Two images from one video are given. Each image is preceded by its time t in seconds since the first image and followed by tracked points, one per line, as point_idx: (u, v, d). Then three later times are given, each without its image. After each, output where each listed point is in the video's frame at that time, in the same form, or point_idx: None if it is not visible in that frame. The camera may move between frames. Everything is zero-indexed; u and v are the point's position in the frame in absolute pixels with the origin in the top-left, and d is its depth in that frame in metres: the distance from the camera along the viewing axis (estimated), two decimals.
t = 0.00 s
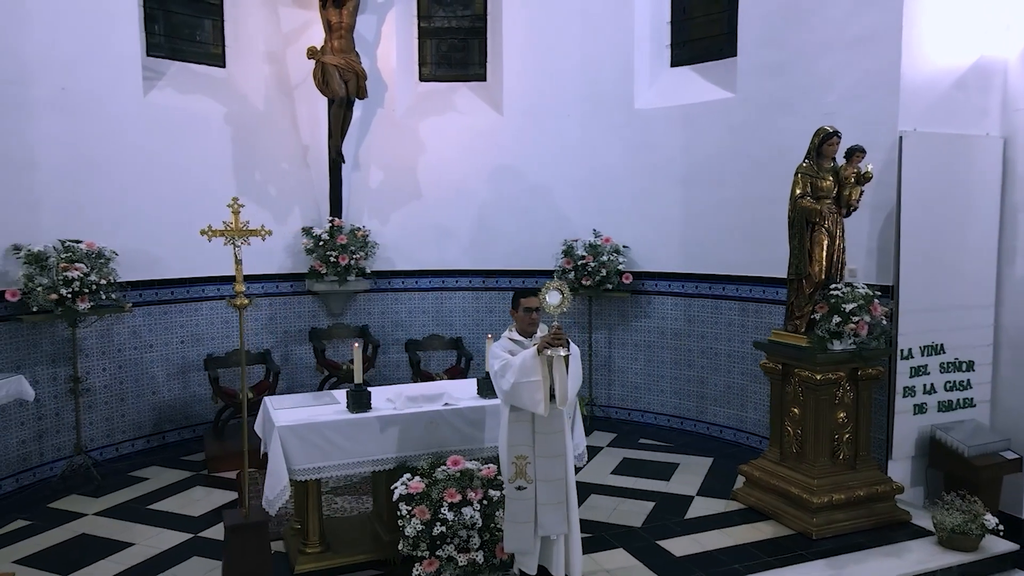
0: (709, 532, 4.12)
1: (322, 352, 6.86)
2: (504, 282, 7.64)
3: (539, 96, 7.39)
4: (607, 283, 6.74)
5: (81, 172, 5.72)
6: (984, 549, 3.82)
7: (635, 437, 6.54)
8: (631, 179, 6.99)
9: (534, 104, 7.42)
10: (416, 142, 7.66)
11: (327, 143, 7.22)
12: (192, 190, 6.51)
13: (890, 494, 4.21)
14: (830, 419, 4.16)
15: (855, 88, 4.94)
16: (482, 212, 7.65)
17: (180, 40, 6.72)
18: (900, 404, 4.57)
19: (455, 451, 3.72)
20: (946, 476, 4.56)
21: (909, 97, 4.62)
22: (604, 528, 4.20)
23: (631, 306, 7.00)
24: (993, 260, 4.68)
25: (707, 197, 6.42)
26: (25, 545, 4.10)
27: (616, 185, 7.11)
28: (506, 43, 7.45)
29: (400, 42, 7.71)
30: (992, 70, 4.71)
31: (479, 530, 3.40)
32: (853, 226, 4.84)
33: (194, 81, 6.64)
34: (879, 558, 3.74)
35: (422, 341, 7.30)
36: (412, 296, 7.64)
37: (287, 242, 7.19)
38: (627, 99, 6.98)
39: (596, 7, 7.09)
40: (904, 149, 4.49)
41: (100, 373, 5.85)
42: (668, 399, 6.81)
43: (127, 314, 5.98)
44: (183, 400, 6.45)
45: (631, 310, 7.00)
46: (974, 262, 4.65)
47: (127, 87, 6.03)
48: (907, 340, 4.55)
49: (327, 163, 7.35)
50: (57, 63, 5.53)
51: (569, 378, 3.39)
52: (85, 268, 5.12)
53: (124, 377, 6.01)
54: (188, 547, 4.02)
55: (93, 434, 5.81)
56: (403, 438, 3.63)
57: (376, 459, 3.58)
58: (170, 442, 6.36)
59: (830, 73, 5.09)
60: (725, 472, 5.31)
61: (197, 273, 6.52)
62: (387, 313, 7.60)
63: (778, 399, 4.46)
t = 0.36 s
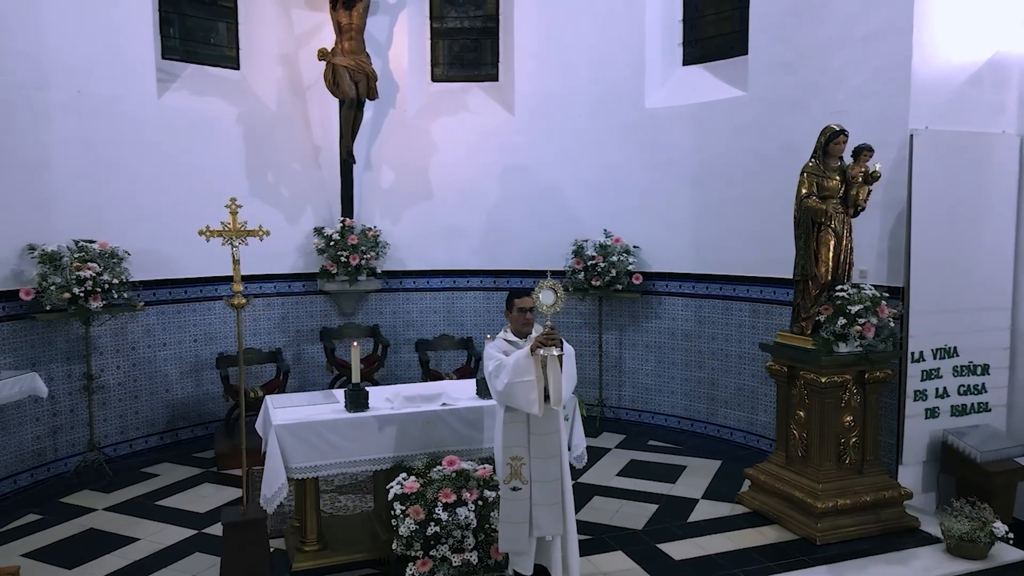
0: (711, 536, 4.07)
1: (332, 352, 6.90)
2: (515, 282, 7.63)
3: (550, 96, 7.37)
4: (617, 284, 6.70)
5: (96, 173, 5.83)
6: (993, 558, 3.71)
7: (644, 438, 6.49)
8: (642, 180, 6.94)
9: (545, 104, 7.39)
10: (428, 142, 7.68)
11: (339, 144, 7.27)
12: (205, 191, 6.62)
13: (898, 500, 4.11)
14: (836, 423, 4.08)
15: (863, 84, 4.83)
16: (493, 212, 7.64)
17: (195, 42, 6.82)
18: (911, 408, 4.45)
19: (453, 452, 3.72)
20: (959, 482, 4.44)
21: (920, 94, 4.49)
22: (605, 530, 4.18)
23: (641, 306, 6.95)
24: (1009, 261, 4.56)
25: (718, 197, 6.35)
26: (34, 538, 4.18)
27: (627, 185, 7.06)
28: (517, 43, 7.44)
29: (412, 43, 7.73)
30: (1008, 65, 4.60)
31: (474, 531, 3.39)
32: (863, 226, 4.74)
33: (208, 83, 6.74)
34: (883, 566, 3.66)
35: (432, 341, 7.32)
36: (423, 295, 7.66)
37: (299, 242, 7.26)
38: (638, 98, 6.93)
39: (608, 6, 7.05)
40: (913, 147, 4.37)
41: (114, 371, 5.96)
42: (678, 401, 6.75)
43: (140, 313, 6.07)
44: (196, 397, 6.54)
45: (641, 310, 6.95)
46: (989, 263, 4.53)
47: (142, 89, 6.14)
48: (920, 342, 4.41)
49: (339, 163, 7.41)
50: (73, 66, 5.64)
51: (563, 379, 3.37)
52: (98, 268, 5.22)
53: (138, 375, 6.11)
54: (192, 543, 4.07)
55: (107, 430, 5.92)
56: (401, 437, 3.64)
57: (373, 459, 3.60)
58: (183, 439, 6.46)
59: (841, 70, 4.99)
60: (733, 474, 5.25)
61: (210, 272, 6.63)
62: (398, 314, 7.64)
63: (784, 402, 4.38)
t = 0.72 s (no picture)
0: (713, 540, 4.01)
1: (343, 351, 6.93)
2: (527, 283, 7.60)
3: (563, 96, 7.33)
4: (628, 284, 6.64)
5: (113, 175, 5.94)
6: (1003, 567, 3.61)
7: (654, 441, 6.42)
8: (654, 179, 6.87)
9: (558, 104, 7.36)
10: (441, 142, 7.70)
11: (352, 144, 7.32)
12: (220, 192, 6.72)
13: (906, 507, 4.01)
14: (843, 427, 3.99)
15: (879, 81, 4.63)
16: (506, 213, 7.63)
17: (211, 46, 6.92)
18: (923, 412, 4.32)
19: (449, 452, 3.71)
20: (973, 489, 4.31)
21: (934, 90, 4.38)
22: (606, 533, 4.13)
23: (653, 307, 6.89)
24: None
25: (730, 197, 6.27)
26: (45, 532, 4.28)
27: (639, 185, 6.99)
28: (529, 43, 7.41)
29: (425, 44, 7.77)
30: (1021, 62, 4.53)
31: (468, 532, 3.38)
32: (875, 226, 4.63)
33: (224, 86, 6.85)
34: (888, 574, 3.57)
35: (444, 341, 7.33)
36: (436, 296, 7.68)
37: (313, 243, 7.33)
38: (650, 97, 6.86)
39: (621, 5, 6.98)
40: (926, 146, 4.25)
41: (130, 368, 6.07)
42: (690, 403, 6.66)
43: (155, 312, 6.17)
44: (211, 395, 6.64)
45: (653, 311, 6.89)
46: (1007, 265, 4.40)
47: (158, 93, 6.25)
48: (932, 345, 4.29)
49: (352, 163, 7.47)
50: (90, 70, 5.76)
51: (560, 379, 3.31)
52: (112, 268, 5.32)
53: (153, 373, 6.22)
54: (197, 539, 4.13)
55: (122, 427, 6.03)
56: (398, 437, 3.65)
57: (370, 458, 3.61)
58: (197, 436, 6.55)
59: (853, 67, 4.88)
60: (741, 478, 5.17)
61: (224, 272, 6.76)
62: (410, 314, 7.67)
63: (790, 405, 4.30)
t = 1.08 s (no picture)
0: (714, 545, 3.96)
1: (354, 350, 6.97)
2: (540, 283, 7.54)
3: (576, 96, 7.29)
4: (639, 285, 6.58)
5: (129, 177, 6.06)
6: None
7: (665, 443, 6.36)
8: (667, 179, 6.80)
9: (570, 103, 7.32)
10: (454, 143, 7.71)
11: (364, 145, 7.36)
12: (234, 194, 6.83)
13: (914, 514, 3.91)
14: (849, 432, 3.90)
15: (890, 80, 4.54)
16: (518, 213, 7.61)
17: (226, 48, 7.01)
18: (935, 418, 4.20)
19: (446, 453, 3.72)
20: (987, 497, 4.18)
21: (947, 86, 4.25)
22: (606, 536, 4.10)
23: (665, 308, 6.82)
24: None
25: (742, 197, 6.18)
26: (56, 526, 4.38)
27: (652, 185, 6.93)
28: (541, 42, 7.38)
29: (439, 45, 7.78)
30: None
31: (462, 533, 3.37)
32: (887, 227, 4.51)
33: (240, 88, 6.94)
34: None
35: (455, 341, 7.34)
36: (449, 296, 7.70)
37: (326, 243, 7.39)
38: (663, 96, 6.79)
39: (633, 3, 6.93)
40: (939, 144, 4.13)
41: (145, 366, 6.18)
42: (702, 405, 6.58)
43: (169, 311, 6.27)
44: (225, 394, 6.73)
45: (666, 312, 6.82)
46: None
47: (173, 95, 6.37)
48: (944, 348, 4.16)
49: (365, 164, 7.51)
50: (107, 74, 5.88)
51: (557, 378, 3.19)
52: (126, 267, 5.42)
53: (168, 371, 6.32)
54: (202, 535, 4.19)
55: (137, 424, 6.14)
56: (395, 436, 3.66)
57: (366, 458, 3.63)
58: (212, 434, 6.65)
59: (865, 64, 4.77)
60: (750, 482, 5.09)
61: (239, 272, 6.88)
62: (423, 314, 7.69)
63: (796, 409, 4.22)
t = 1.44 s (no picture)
0: (715, 549, 3.91)
1: (366, 350, 7.01)
2: (552, 284, 7.49)
3: (588, 96, 7.24)
4: (650, 286, 6.52)
5: (145, 179, 6.18)
6: None
7: (675, 445, 6.29)
8: (679, 179, 6.73)
9: (583, 103, 7.28)
10: (467, 144, 7.72)
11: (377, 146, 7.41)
12: (249, 194, 6.93)
13: (923, 522, 3.81)
14: (854, 436, 3.82)
15: (898, 77, 4.46)
16: (531, 213, 7.59)
17: (242, 51, 7.10)
18: (946, 423, 4.08)
19: (444, 453, 3.72)
20: (1001, 506, 4.05)
21: (959, 83, 4.14)
22: (606, 539, 4.07)
23: (677, 310, 6.75)
24: None
25: (754, 196, 6.09)
26: (68, 521, 4.49)
27: (664, 185, 6.86)
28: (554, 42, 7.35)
29: (452, 45, 7.79)
30: None
31: (456, 533, 3.37)
32: (897, 227, 4.41)
33: (255, 90, 7.02)
34: None
35: (467, 341, 7.35)
36: (461, 296, 7.71)
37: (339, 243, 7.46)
38: (676, 95, 6.72)
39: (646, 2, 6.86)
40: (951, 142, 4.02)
41: (161, 364, 6.28)
42: (714, 408, 6.49)
43: (184, 310, 6.38)
44: (239, 392, 6.83)
45: (678, 313, 6.75)
46: None
47: (189, 98, 6.48)
48: (956, 352, 4.04)
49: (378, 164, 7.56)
50: (123, 77, 6.00)
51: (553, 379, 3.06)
52: (140, 267, 5.52)
53: (183, 368, 6.42)
54: (208, 531, 4.26)
55: (153, 421, 6.26)
56: (392, 436, 3.67)
57: (363, 457, 3.65)
58: (226, 431, 6.75)
59: (877, 61, 4.66)
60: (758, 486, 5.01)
61: (254, 271, 6.99)
62: (436, 314, 7.71)
63: (802, 412, 4.15)
